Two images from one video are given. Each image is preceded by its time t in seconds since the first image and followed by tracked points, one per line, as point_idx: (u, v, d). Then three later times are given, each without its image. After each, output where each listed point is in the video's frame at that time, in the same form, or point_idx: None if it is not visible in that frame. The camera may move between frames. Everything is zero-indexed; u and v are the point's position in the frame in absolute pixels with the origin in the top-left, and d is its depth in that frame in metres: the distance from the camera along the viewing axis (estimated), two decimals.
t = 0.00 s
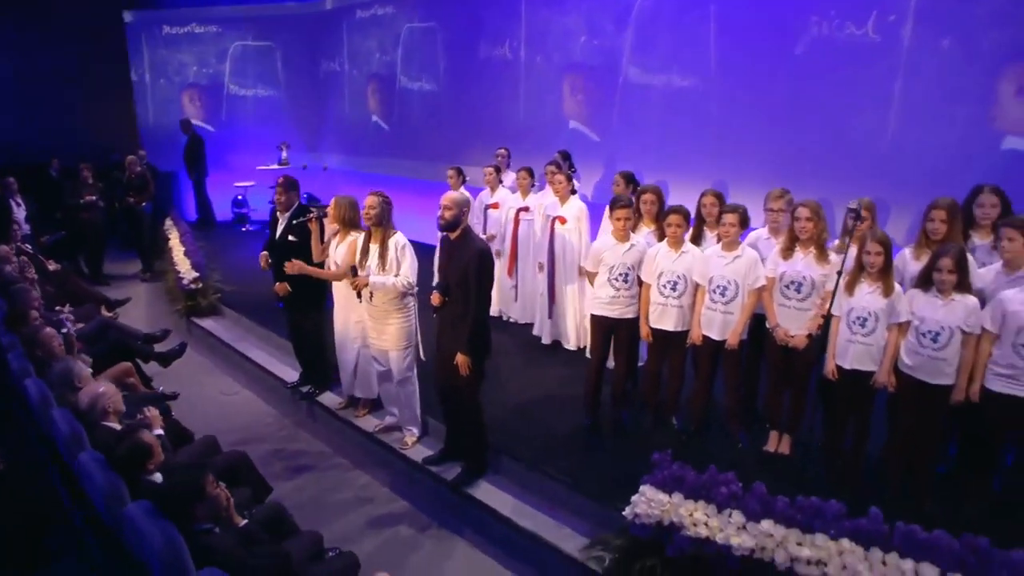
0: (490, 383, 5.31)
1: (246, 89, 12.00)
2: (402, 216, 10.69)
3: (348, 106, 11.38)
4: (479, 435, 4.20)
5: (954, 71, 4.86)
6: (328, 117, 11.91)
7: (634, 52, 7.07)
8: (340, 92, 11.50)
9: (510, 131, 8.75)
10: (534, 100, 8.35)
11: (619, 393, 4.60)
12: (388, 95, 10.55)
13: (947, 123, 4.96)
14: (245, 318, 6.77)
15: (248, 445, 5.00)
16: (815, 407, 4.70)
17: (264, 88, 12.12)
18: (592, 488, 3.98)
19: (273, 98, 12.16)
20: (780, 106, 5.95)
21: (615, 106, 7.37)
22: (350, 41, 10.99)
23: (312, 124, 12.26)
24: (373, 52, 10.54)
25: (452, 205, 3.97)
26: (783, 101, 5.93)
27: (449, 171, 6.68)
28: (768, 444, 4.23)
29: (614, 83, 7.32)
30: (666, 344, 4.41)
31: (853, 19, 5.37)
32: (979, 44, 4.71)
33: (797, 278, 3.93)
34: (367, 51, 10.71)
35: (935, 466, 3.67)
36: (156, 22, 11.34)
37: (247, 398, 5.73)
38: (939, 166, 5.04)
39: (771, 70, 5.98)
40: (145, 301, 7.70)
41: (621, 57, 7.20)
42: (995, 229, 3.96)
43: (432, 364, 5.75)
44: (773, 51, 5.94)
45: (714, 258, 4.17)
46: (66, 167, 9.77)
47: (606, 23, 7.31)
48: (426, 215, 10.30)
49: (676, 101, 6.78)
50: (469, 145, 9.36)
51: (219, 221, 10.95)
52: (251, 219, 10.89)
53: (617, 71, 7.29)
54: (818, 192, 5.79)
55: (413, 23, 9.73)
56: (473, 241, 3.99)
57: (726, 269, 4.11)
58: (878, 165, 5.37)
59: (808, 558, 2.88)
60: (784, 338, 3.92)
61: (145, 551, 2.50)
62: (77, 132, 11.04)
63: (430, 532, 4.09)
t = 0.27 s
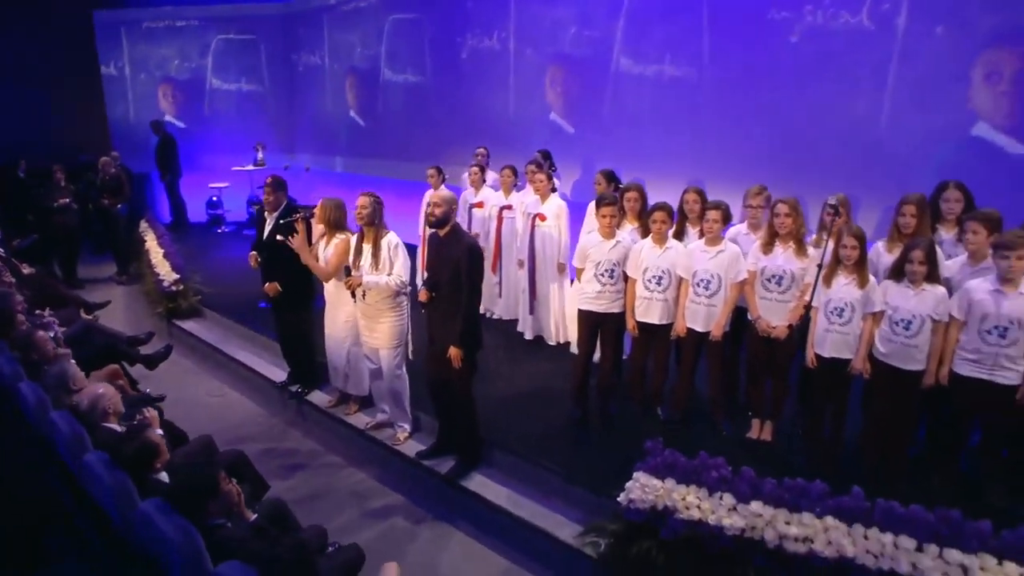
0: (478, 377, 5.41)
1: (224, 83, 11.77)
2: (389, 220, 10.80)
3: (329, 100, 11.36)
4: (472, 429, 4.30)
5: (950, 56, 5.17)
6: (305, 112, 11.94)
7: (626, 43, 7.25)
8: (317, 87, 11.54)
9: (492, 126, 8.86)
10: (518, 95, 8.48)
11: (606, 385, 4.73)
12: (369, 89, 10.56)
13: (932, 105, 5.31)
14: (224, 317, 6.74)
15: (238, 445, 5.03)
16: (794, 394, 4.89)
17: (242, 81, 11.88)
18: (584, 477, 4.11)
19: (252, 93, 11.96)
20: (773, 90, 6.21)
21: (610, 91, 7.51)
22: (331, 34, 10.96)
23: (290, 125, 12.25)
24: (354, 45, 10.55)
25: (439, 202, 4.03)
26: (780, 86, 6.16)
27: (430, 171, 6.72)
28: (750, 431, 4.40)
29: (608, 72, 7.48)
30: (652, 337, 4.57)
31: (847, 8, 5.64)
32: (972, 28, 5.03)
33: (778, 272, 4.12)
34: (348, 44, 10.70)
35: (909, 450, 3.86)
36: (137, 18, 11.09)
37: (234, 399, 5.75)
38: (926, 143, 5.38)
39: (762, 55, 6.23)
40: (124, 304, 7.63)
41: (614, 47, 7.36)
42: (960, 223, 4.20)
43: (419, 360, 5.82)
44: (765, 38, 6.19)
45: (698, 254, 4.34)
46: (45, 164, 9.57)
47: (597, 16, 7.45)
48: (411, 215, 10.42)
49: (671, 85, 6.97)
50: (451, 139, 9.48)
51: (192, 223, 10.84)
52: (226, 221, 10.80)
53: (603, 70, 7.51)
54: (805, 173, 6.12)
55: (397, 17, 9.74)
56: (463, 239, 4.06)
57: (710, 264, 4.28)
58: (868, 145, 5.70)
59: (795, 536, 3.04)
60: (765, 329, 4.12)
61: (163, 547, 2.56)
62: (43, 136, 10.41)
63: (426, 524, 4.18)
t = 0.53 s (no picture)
0: (468, 372, 5.49)
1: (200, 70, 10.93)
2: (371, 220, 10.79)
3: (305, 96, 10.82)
4: (466, 424, 4.39)
5: (926, 58, 5.41)
6: (281, 109, 11.34)
7: (614, 38, 7.26)
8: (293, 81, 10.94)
9: (474, 121, 8.73)
10: (502, 89, 8.35)
11: (595, 379, 4.85)
12: (348, 86, 10.11)
13: (910, 97, 5.54)
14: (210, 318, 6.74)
15: (231, 444, 5.05)
16: (778, 387, 5.04)
17: (217, 70, 11.09)
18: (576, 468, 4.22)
19: (225, 83, 11.18)
20: (764, 86, 6.33)
21: (600, 84, 7.52)
22: (314, 28, 10.42)
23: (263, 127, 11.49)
24: (335, 37, 10.04)
25: (428, 201, 4.08)
26: (768, 78, 6.30)
27: (414, 171, 6.68)
28: (735, 421, 4.55)
29: (596, 65, 7.49)
30: (639, 331, 4.70)
31: (835, 2, 5.78)
32: (961, 19, 5.19)
33: (762, 267, 4.28)
34: (328, 42, 10.25)
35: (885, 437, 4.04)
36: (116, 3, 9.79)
37: (224, 398, 5.76)
38: (904, 138, 5.62)
39: (747, 44, 6.37)
40: (107, 307, 7.56)
41: (600, 42, 7.38)
42: (932, 218, 4.39)
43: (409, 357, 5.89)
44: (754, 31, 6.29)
45: (685, 250, 4.49)
46: (20, 157, 9.09)
47: (587, 10, 7.40)
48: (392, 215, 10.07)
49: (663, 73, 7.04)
50: (434, 138, 9.19)
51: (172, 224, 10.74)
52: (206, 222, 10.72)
53: (586, 69, 7.58)
54: (789, 168, 6.30)
55: (383, 9, 9.22)
56: (453, 237, 4.13)
57: (695, 260, 4.43)
58: (847, 141, 5.94)
59: (785, 518, 3.18)
60: (751, 322, 4.27)
61: (177, 539, 2.62)
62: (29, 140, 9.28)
63: (422, 516, 4.25)
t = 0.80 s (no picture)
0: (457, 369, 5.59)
1: (170, 69, 10.64)
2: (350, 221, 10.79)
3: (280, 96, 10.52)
4: (458, 418, 4.50)
5: (890, 61, 5.66)
6: (256, 109, 11.04)
7: (590, 40, 7.26)
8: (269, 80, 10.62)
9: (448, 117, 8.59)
10: (478, 83, 8.25)
11: (582, 372, 4.99)
12: (322, 85, 9.87)
13: (880, 96, 5.77)
14: (194, 318, 6.74)
15: (223, 444, 5.09)
16: (757, 378, 5.23)
17: (189, 69, 10.78)
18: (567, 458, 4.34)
19: (196, 82, 10.86)
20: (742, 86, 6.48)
21: (577, 80, 7.54)
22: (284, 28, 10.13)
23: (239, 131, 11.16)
24: (311, 36, 9.77)
25: (415, 203, 4.12)
26: (743, 76, 6.48)
27: (396, 172, 6.65)
28: (717, 410, 4.72)
29: (572, 60, 7.49)
30: (624, 325, 4.84)
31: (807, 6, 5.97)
32: (927, 23, 5.40)
33: (742, 262, 4.46)
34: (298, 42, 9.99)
35: (859, 422, 4.25)
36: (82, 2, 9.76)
37: (213, 399, 5.79)
38: (872, 136, 5.87)
39: (722, 43, 6.51)
40: (87, 311, 7.50)
41: (575, 44, 7.39)
42: (901, 214, 4.62)
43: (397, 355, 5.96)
44: (729, 33, 6.42)
45: (667, 247, 4.65)
46: None
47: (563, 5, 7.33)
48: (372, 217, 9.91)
49: (641, 67, 7.10)
50: (410, 135, 9.03)
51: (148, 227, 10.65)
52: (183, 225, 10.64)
53: (560, 66, 7.60)
54: (764, 165, 6.51)
55: (360, 7, 8.97)
56: (440, 236, 4.21)
57: (678, 256, 4.60)
58: (818, 139, 6.17)
59: (769, 499, 3.35)
60: (732, 315, 4.44)
61: (191, 533, 2.69)
62: None
63: (417, 509, 4.35)
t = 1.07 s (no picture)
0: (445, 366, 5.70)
1: (144, 70, 10.54)
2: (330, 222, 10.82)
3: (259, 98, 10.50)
4: (450, 414, 4.61)
5: (858, 64, 5.91)
6: (234, 111, 10.97)
7: (568, 42, 7.43)
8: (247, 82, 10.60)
9: (429, 118, 8.69)
10: (459, 85, 8.36)
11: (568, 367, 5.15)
12: (302, 87, 9.88)
13: (849, 98, 6.02)
14: (180, 319, 6.75)
15: (214, 443, 5.14)
16: (738, 369, 5.43)
17: (163, 71, 10.67)
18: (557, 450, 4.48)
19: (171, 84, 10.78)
20: (718, 87, 6.69)
21: (557, 81, 7.68)
22: (260, 30, 10.12)
23: (216, 132, 11.08)
24: (290, 37, 9.76)
25: (402, 204, 4.19)
26: (718, 78, 6.68)
27: (380, 173, 6.67)
28: (699, 401, 4.90)
29: (551, 61, 7.62)
30: (609, 320, 5.00)
31: (780, 12, 6.19)
32: (891, 28, 5.65)
33: (722, 258, 4.65)
34: (276, 43, 10.00)
35: (834, 409, 4.45)
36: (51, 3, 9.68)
37: (202, 399, 5.84)
38: (842, 136, 6.13)
39: (697, 46, 6.71)
40: (68, 315, 7.46)
41: (554, 46, 7.55)
42: (870, 210, 4.85)
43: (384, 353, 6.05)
44: (706, 37, 6.62)
45: (650, 244, 4.82)
46: None
47: (542, 8, 7.47)
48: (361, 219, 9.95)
49: (619, 68, 7.25)
50: (391, 136, 9.09)
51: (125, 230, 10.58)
52: (160, 227, 10.57)
53: (539, 69, 7.75)
54: (739, 164, 6.74)
55: (339, 9, 9.00)
56: (426, 235, 4.27)
57: (661, 253, 4.77)
58: (791, 139, 6.41)
59: (753, 483, 3.53)
60: (713, 309, 4.63)
61: (205, 524, 2.79)
62: None
63: (412, 501, 4.46)
